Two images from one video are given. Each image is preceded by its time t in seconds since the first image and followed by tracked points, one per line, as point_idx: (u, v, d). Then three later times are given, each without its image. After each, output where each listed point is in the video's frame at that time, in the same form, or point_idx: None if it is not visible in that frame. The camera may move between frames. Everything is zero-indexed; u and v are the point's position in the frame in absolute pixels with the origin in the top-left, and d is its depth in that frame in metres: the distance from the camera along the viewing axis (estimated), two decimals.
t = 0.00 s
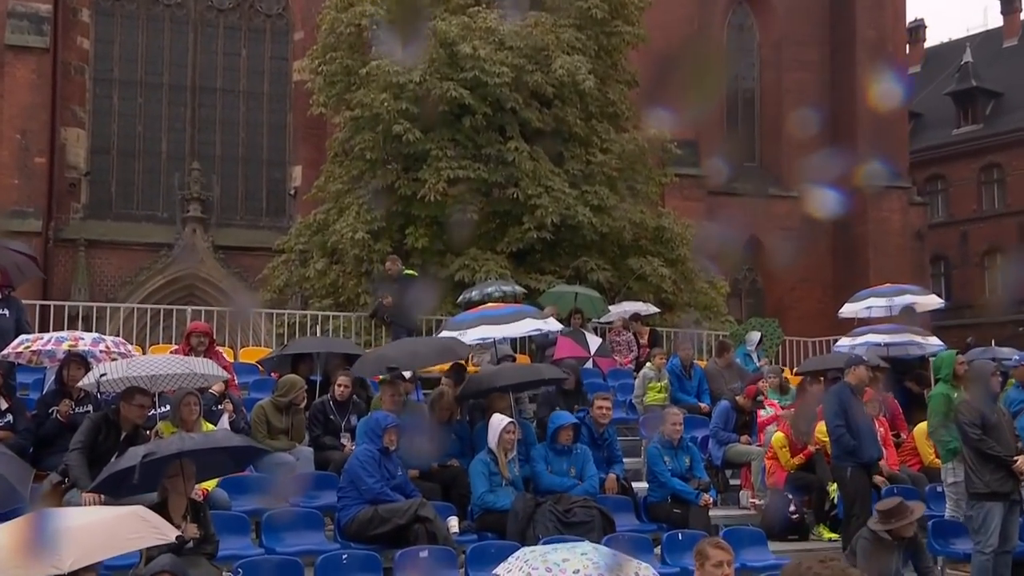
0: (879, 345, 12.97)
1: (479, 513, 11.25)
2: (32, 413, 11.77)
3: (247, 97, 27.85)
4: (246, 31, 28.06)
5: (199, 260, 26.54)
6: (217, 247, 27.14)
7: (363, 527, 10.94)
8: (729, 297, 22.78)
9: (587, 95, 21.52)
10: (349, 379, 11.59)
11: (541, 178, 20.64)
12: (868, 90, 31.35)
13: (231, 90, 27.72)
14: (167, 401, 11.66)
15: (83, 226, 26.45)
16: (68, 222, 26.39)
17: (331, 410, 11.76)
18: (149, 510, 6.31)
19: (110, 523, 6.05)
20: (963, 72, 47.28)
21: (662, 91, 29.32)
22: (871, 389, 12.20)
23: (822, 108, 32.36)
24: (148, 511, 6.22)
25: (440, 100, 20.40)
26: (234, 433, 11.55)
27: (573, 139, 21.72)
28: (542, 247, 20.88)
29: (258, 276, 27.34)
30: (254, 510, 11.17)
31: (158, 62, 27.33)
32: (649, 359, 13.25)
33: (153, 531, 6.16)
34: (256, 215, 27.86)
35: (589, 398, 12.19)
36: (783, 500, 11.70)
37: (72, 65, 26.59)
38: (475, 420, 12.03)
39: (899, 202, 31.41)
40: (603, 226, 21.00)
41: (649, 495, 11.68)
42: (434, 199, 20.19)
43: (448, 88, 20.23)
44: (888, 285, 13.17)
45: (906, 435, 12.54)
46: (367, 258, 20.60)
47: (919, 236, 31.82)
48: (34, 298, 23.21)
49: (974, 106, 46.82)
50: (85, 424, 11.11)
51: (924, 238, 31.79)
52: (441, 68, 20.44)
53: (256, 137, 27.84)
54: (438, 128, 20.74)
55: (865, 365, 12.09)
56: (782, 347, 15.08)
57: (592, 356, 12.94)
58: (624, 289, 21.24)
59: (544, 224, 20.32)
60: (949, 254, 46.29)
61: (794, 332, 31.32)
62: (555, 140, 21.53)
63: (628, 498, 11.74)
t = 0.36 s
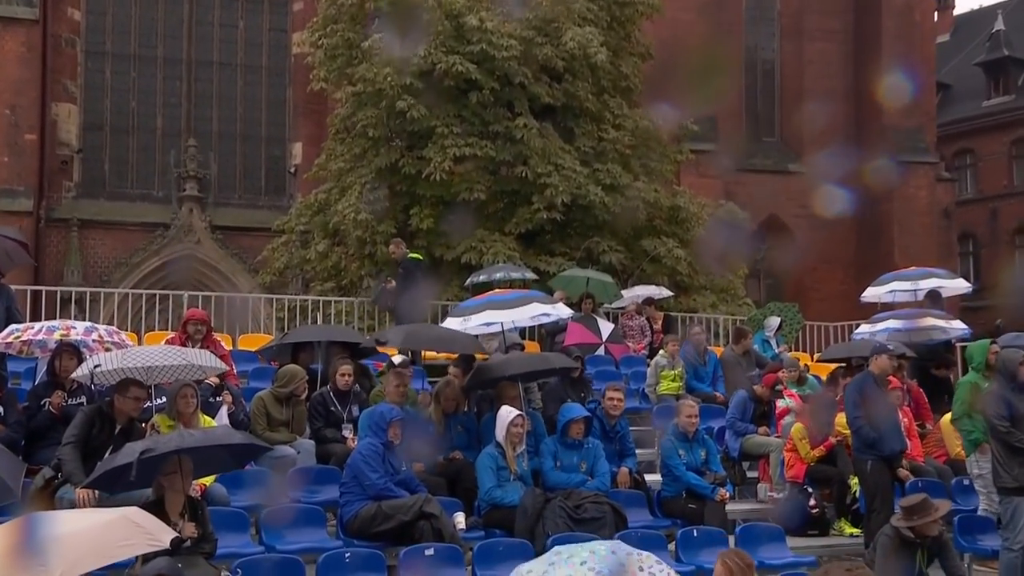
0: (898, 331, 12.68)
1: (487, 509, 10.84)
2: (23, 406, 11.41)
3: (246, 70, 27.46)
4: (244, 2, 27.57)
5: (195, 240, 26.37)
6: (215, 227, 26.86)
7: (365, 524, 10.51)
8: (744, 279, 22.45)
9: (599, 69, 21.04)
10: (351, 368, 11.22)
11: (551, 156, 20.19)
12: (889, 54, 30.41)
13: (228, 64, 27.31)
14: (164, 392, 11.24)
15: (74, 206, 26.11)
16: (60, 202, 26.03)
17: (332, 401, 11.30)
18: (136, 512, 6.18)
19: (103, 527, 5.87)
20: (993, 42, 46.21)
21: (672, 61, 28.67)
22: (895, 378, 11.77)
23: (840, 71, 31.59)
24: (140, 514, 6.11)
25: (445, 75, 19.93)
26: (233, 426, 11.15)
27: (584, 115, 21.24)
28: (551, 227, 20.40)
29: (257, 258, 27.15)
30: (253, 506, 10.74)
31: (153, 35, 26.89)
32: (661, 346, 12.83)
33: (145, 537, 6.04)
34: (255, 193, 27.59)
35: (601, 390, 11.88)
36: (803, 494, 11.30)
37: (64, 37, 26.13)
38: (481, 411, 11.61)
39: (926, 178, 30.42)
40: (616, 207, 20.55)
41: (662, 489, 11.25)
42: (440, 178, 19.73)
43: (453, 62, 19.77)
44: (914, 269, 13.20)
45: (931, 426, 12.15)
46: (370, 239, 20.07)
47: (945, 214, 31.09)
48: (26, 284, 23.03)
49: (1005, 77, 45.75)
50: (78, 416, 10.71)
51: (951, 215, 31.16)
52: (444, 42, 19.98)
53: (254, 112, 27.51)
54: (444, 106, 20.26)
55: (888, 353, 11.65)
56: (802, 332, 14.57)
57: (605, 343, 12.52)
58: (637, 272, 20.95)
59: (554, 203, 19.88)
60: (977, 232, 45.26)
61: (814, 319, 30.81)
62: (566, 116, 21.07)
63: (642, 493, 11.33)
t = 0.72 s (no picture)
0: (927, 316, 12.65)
1: (501, 506, 10.43)
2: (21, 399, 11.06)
3: (250, 44, 26.99)
4: None
5: (197, 222, 26.10)
6: (217, 208, 26.52)
7: (374, 523, 10.11)
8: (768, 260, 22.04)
9: (617, 43, 20.50)
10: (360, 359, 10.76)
11: (568, 134, 19.74)
12: (922, 20, 29.54)
13: (231, 37, 26.87)
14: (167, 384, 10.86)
15: (74, 185, 25.87)
16: (59, 181, 25.79)
17: (339, 394, 10.88)
18: (145, 518, 6.07)
19: (101, 531, 5.76)
20: None
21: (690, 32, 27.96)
22: (927, 367, 11.38)
23: (869, 35, 30.62)
24: (143, 518, 6.00)
25: (457, 50, 19.41)
26: (239, 419, 10.78)
27: (602, 91, 20.73)
28: (568, 209, 19.94)
29: (263, 240, 26.84)
30: (260, 503, 10.31)
31: (153, 9, 26.51)
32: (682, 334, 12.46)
33: (149, 540, 5.90)
34: (260, 172, 27.16)
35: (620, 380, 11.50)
36: (829, 490, 10.91)
37: (62, 12, 25.79)
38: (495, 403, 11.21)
39: (960, 154, 29.61)
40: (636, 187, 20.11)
41: (683, 485, 10.87)
42: (452, 157, 19.29)
43: (465, 37, 19.24)
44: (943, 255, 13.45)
45: (965, 417, 11.70)
46: (380, 221, 19.78)
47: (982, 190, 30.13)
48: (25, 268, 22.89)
49: None
50: (78, 411, 10.29)
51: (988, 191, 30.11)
52: (455, 16, 19.44)
53: (259, 87, 27.00)
54: (455, 82, 19.75)
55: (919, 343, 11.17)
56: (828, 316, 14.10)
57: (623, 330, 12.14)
58: (657, 254, 20.57)
59: (571, 183, 19.43)
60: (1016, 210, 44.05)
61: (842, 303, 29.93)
62: (582, 91, 20.57)
63: (661, 489, 10.94)
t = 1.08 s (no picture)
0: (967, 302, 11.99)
1: (518, 501, 10.03)
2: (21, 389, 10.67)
3: (256, 16, 26.68)
4: None
5: (204, 201, 25.58)
6: (223, 186, 26.05)
7: (386, 519, 9.73)
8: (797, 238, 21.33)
9: (638, 12, 19.85)
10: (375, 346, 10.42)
11: (587, 108, 19.12)
12: None
13: (236, 8, 26.53)
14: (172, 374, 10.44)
15: (74, 162, 25.34)
16: (59, 157, 25.27)
17: (350, 383, 10.44)
18: (148, 521, 5.96)
19: (100, 534, 5.65)
20: None
21: None
22: (963, 355, 10.93)
23: None
24: (145, 520, 5.87)
25: (471, 21, 18.87)
26: (246, 410, 10.37)
27: (623, 62, 20.10)
28: (587, 186, 19.34)
29: (269, 219, 26.42)
30: (269, 497, 9.90)
31: None
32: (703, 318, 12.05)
33: (149, 541, 5.77)
34: (267, 148, 26.83)
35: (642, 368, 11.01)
36: (859, 483, 10.49)
37: None
38: (511, 393, 10.78)
39: (1000, 125, 28.00)
40: (659, 163, 19.44)
41: (707, 479, 10.48)
42: (466, 133, 18.69)
43: (479, 8, 18.70)
44: (980, 235, 13.50)
45: (1004, 409, 11.24)
46: (391, 200, 19.29)
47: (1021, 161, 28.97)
48: (26, 248, 22.50)
49: None
50: (79, 403, 9.85)
51: None
52: None
53: (266, 59, 26.74)
54: (470, 55, 19.22)
55: (953, 328, 10.66)
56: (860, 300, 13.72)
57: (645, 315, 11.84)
58: (680, 234, 19.90)
59: (590, 160, 18.80)
60: None
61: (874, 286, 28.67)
62: (603, 64, 19.97)
63: (685, 484, 10.58)
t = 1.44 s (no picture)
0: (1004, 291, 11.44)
1: (534, 499, 9.65)
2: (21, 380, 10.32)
3: None
4: None
5: (207, 180, 25.14)
6: (228, 164, 25.56)
7: (396, 517, 9.33)
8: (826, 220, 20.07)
9: None
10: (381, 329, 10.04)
11: (607, 83, 18.64)
12: None
13: None
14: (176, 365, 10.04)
15: (74, 139, 25.01)
16: (59, 134, 24.96)
17: (361, 374, 10.07)
18: (153, 530, 5.33)
19: (100, 541, 5.02)
20: None
21: None
22: (999, 345, 10.48)
23: None
24: (150, 528, 5.24)
25: None
26: (251, 401, 9.98)
27: (642, 35, 19.59)
28: (607, 164, 18.89)
29: (276, 198, 25.88)
30: (276, 493, 9.51)
31: None
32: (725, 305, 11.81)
33: (155, 552, 5.15)
34: (273, 125, 26.30)
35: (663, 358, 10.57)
36: (890, 478, 10.18)
37: None
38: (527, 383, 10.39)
39: None
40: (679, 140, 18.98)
41: (730, 475, 10.12)
42: (480, 110, 18.19)
43: None
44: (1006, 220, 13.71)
45: None
46: (402, 179, 18.73)
47: None
48: (25, 229, 22.13)
49: None
50: (80, 396, 9.46)
51: None
52: None
53: (271, 32, 26.18)
54: (484, 28, 18.74)
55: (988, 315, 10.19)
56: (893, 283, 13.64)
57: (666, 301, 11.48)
58: (703, 214, 19.42)
59: (610, 137, 18.29)
60: None
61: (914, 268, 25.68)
62: (621, 37, 19.51)
63: (709, 480, 10.24)
